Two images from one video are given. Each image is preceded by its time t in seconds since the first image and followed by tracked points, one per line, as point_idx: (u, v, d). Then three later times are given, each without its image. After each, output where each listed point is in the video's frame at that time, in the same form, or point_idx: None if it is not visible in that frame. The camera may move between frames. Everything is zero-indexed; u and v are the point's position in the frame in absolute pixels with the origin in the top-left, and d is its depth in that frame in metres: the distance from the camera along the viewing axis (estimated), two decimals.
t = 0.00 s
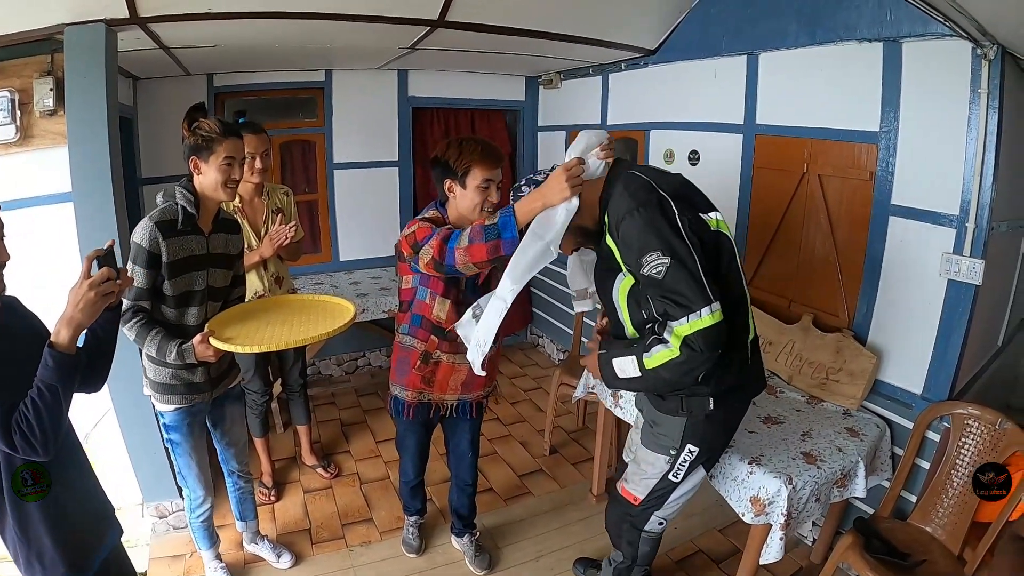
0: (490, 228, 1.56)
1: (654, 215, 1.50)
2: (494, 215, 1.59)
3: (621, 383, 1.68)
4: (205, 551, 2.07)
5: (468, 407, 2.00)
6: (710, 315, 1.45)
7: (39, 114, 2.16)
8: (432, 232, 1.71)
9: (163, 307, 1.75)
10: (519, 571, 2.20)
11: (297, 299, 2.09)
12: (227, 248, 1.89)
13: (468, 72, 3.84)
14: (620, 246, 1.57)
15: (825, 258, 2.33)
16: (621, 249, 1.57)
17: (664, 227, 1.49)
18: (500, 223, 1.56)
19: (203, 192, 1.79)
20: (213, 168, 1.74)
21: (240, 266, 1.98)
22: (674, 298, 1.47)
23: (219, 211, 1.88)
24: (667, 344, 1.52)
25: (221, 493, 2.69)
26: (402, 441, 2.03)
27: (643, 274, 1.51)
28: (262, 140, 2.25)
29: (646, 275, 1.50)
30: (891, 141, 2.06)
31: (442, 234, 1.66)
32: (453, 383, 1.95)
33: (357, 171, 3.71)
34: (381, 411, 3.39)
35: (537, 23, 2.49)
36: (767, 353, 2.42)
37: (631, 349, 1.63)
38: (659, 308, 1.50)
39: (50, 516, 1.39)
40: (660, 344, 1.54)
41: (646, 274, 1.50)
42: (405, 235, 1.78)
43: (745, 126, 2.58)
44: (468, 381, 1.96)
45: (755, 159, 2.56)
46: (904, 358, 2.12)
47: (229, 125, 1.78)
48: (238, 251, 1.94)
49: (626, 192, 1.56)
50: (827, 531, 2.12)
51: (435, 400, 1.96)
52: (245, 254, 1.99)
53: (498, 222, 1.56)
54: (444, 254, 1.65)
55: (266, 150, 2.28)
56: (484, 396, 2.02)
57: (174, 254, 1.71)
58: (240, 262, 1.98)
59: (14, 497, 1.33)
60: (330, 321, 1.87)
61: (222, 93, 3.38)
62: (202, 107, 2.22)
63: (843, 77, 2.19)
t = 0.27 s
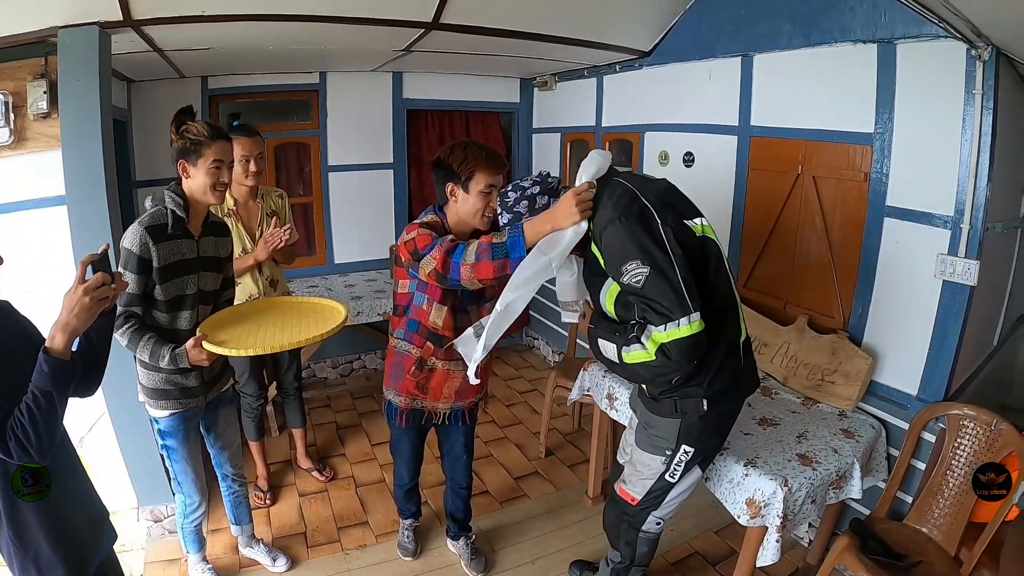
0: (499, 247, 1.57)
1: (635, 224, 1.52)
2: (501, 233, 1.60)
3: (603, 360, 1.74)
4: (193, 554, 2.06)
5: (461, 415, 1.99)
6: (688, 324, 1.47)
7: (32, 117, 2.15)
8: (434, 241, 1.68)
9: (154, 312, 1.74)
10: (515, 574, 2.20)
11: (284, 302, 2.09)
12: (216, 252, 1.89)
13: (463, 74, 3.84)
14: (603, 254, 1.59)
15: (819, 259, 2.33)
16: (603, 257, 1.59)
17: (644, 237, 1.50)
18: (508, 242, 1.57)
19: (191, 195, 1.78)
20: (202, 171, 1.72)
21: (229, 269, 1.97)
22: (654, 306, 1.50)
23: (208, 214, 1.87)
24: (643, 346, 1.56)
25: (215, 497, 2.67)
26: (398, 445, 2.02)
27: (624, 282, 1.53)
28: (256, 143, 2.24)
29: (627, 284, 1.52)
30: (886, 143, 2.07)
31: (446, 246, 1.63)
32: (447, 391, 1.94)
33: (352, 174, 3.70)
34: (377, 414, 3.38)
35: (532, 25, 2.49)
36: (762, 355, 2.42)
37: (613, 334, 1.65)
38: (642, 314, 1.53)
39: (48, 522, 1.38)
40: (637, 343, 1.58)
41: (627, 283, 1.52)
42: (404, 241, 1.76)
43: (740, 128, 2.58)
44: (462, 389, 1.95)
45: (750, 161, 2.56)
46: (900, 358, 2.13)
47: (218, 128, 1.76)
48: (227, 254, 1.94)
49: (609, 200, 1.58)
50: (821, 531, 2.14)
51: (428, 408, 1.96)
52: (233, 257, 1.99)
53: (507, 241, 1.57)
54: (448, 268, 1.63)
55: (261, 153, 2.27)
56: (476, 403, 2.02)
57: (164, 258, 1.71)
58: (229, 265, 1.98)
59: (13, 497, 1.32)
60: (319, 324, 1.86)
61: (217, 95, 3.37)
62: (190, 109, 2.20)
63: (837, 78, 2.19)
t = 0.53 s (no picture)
0: (501, 260, 1.56)
1: (625, 229, 1.51)
2: (503, 246, 1.58)
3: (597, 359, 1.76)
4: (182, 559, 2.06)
5: (454, 419, 1.99)
6: (676, 331, 1.47)
7: (26, 119, 2.15)
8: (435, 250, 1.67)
9: (146, 317, 1.73)
10: None
11: (275, 304, 2.09)
12: (206, 254, 1.88)
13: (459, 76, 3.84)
14: (593, 258, 1.59)
15: (815, 259, 2.33)
16: (593, 261, 1.59)
17: (633, 242, 1.50)
18: (511, 254, 1.56)
19: (180, 198, 1.77)
20: (190, 174, 1.72)
21: (219, 271, 1.97)
22: (641, 311, 1.50)
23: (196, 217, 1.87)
24: (632, 349, 1.58)
25: (210, 500, 2.66)
26: (394, 447, 2.02)
27: (613, 286, 1.53)
28: (251, 145, 2.24)
29: (615, 288, 1.53)
30: (881, 144, 2.07)
31: (446, 257, 1.63)
32: (441, 397, 1.93)
33: (348, 175, 3.70)
34: (373, 416, 3.37)
35: (527, 26, 2.48)
36: (758, 356, 2.42)
37: (604, 334, 1.66)
38: (631, 318, 1.54)
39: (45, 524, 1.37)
40: (626, 347, 1.59)
41: (615, 287, 1.52)
42: (403, 246, 1.74)
43: (735, 129, 2.58)
44: (456, 394, 1.95)
45: (745, 162, 2.56)
46: (895, 359, 2.13)
47: (204, 130, 1.76)
48: (216, 256, 1.94)
49: (599, 204, 1.57)
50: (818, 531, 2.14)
51: (422, 414, 1.96)
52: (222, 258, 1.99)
53: (510, 254, 1.56)
54: (449, 278, 1.63)
55: (256, 155, 2.27)
56: (469, 406, 2.03)
57: (156, 263, 1.70)
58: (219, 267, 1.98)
59: (12, 496, 1.31)
60: (311, 326, 1.85)
61: (212, 97, 3.37)
62: (175, 112, 2.20)
63: (832, 79, 2.19)
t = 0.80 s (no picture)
0: (500, 272, 1.57)
1: (613, 232, 1.51)
2: (501, 257, 1.59)
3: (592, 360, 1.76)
4: (173, 563, 2.04)
5: (448, 423, 2.00)
6: (666, 333, 1.46)
7: (20, 120, 2.14)
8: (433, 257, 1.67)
9: (135, 323, 1.71)
10: None
11: (264, 306, 2.09)
12: (192, 256, 1.88)
13: (454, 77, 3.83)
14: (583, 260, 1.59)
15: (811, 260, 2.33)
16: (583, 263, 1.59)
17: (622, 244, 1.50)
18: (509, 266, 1.57)
19: (164, 201, 1.76)
20: (174, 178, 1.71)
21: (204, 273, 1.97)
22: (631, 313, 1.49)
23: (181, 219, 1.86)
24: (623, 351, 1.57)
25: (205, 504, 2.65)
26: (389, 450, 2.01)
27: (603, 288, 1.53)
28: (246, 146, 2.23)
29: (605, 291, 1.52)
30: (876, 145, 2.07)
31: (445, 267, 1.63)
32: (436, 403, 1.93)
33: (343, 177, 3.69)
34: (368, 418, 3.37)
35: (523, 27, 2.48)
36: (753, 357, 2.42)
37: (597, 335, 1.67)
38: (622, 319, 1.53)
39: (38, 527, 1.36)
40: (617, 348, 1.59)
41: (605, 290, 1.52)
42: (400, 250, 1.73)
43: (730, 130, 2.59)
44: (450, 400, 1.95)
45: (740, 163, 2.56)
46: (891, 359, 2.13)
47: (185, 131, 1.74)
48: (202, 258, 1.93)
49: (588, 207, 1.58)
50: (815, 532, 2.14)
51: (416, 420, 1.95)
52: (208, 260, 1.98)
53: (508, 265, 1.57)
54: (447, 289, 1.63)
55: (251, 156, 2.26)
56: (463, 410, 2.03)
57: (143, 268, 1.69)
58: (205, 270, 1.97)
59: (13, 496, 1.30)
60: (302, 327, 1.85)
61: (207, 98, 3.36)
62: (156, 116, 2.20)
63: (827, 80, 2.19)
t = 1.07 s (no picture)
0: (496, 282, 1.57)
1: (606, 231, 1.51)
2: (498, 267, 1.59)
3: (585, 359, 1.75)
4: (169, 565, 2.04)
5: (445, 426, 1.99)
6: (660, 332, 1.46)
7: (15, 121, 2.13)
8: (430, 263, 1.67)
9: (124, 327, 1.71)
10: None
11: (254, 305, 2.09)
12: (178, 258, 1.87)
13: (450, 78, 3.83)
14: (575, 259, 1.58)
15: (808, 260, 2.33)
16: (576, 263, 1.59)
17: (614, 244, 1.49)
18: (505, 276, 1.57)
19: (150, 203, 1.75)
20: (160, 179, 1.71)
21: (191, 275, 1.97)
22: (624, 312, 1.49)
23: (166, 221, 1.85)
24: (616, 351, 1.58)
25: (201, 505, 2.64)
26: (385, 452, 2.00)
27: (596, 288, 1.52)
28: (242, 147, 2.23)
29: (598, 290, 1.52)
30: (873, 145, 2.07)
31: (441, 275, 1.63)
32: (433, 407, 1.92)
33: (339, 178, 3.69)
34: (365, 419, 3.36)
35: (520, 27, 2.48)
36: (751, 358, 2.42)
37: (591, 334, 1.66)
38: (615, 319, 1.53)
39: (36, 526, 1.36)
40: (611, 348, 1.59)
41: (598, 289, 1.51)
42: (396, 251, 1.72)
43: (727, 130, 2.58)
44: (447, 403, 1.94)
45: (737, 163, 2.56)
46: (888, 359, 2.13)
47: (167, 131, 1.75)
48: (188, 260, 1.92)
49: (581, 207, 1.57)
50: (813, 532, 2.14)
51: (413, 424, 1.95)
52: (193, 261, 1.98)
53: (504, 275, 1.57)
54: (443, 297, 1.63)
55: (246, 157, 2.25)
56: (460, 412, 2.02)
57: (131, 272, 1.68)
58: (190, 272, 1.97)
59: (14, 497, 1.31)
60: (292, 327, 1.86)
61: (203, 99, 3.35)
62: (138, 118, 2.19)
63: (824, 81, 2.19)
